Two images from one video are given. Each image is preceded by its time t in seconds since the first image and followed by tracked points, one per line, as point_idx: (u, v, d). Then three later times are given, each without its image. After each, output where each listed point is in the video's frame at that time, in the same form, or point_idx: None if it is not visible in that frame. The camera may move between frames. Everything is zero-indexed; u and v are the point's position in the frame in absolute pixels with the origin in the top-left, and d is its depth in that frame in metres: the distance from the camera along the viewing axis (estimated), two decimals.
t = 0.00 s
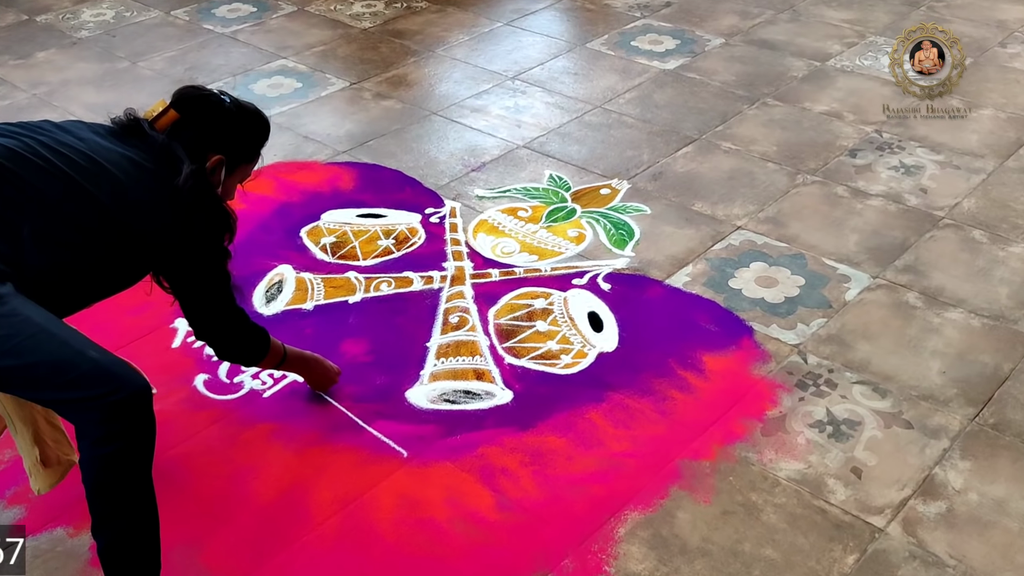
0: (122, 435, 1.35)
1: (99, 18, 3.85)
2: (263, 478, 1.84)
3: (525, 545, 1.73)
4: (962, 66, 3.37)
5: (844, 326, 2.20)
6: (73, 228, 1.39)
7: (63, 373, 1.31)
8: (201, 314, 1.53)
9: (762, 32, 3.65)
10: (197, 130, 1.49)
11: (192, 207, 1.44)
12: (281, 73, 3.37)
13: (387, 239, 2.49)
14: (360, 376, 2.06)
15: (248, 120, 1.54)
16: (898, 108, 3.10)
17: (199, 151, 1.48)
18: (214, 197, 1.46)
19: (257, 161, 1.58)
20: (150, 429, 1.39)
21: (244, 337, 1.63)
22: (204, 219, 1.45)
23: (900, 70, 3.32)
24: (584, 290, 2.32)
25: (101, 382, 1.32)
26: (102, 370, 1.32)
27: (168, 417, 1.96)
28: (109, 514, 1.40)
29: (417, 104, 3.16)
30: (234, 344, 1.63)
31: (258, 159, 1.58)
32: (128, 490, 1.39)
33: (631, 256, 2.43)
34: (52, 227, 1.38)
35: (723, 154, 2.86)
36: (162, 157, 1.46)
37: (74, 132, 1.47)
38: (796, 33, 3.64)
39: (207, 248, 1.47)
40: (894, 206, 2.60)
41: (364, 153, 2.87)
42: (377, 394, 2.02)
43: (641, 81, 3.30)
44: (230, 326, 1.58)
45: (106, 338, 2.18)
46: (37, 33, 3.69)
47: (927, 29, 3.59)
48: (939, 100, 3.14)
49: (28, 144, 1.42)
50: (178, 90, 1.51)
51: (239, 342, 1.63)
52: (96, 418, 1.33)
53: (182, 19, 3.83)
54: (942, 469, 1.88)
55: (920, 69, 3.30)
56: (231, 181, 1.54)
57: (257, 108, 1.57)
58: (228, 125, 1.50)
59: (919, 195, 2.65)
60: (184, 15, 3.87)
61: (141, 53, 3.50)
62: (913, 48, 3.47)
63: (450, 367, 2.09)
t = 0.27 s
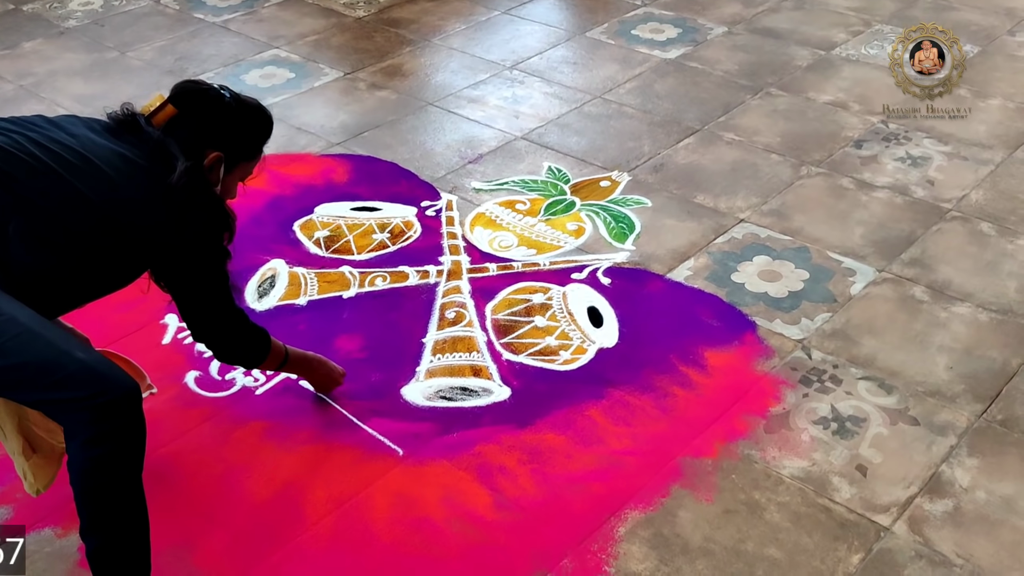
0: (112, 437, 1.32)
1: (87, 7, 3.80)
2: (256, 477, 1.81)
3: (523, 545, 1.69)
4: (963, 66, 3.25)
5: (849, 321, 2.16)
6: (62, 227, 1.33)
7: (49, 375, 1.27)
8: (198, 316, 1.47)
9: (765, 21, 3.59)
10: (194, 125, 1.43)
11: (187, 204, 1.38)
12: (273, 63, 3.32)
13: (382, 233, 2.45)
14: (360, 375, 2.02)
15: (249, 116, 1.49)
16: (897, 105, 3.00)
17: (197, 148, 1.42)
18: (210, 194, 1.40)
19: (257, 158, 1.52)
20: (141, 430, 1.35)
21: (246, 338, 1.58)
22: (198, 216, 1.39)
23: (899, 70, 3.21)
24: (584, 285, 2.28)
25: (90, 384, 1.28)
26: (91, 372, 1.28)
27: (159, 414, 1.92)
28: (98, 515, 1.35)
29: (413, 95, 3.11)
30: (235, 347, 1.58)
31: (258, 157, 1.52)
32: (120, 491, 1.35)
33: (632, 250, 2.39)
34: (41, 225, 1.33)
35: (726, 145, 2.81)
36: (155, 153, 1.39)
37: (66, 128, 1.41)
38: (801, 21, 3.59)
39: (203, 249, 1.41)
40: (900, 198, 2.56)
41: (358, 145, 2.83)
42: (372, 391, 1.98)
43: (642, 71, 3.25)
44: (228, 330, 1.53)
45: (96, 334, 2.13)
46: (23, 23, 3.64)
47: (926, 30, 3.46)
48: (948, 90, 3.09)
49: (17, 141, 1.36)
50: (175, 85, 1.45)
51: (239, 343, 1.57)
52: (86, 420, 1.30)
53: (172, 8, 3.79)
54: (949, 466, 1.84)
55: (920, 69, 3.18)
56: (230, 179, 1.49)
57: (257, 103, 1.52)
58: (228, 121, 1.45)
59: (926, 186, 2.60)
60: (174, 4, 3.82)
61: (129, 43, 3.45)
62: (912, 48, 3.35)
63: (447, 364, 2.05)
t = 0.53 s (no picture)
0: (108, 448, 1.27)
1: None
2: (247, 480, 1.75)
3: (522, 548, 1.64)
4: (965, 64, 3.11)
5: (857, 317, 2.10)
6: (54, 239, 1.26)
7: (39, 385, 1.22)
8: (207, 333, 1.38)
9: (770, 8, 3.53)
10: (196, 134, 1.32)
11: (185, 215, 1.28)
12: (264, 52, 3.26)
13: (375, 227, 2.39)
14: (370, 386, 1.91)
15: (257, 125, 1.35)
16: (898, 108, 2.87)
17: (199, 159, 1.31)
18: (212, 206, 1.29)
19: (268, 168, 1.39)
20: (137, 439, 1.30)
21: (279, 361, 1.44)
22: (198, 228, 1.29)
23: (898, 71, 3.08)
24: (584, 280, 2.22)
25: (81, 393, 1.23)
26: (82, 381, 1.23)
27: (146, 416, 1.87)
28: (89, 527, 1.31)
29: (407, 84, 3.05)
30: (262, 375, 1.43)
31: (268, 167, 1.39)
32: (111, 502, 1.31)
33: (633, 245, 2.33)
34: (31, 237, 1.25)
35: (729, 136, 2.76)
36: (155, 163, 1.31)
37: (63, 137, 1.34)
38: (807, 8, 3.52)
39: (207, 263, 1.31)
40: (909, 190, 2.50)
41: (351, 136, 2.77)
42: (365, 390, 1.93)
43: (643, 60, 3.19)
44: (254, 351, 1.39)
45: (80, 334, 2.08)
46: (8, 11, 3.59)
47: (927, 29, 3.32)
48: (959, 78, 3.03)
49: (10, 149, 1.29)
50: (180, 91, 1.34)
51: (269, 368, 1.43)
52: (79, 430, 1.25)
53: None
54: (960, 466, 1.79)
55: (920, 69, 3.05)
56: (237, 191, 1.36)
57: (269, 110, 1.39)
58: (232, 131, 1.32)
59: (936, 178, 2.54)
60: None
61: (115, 32, 3.40)
62: (913, 48, 3.21)
63: (443, 362, 2.00)
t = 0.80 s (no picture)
0: (83, 449, 1.21)
1: None
2: (234, 483, 1.70)
3: (519, 553, 1.58)
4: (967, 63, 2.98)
5: (865, 313, 2.04)
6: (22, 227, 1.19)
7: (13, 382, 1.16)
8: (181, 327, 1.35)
9: None
10: (178, 117, 1.28)
11: (162, 200, 1.23)
12: (251, 41, 3.20)
13: (367, 222, 2.33)
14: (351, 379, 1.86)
15: (241, 109, 1.33)
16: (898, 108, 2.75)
17: (180, 143, 1.28)
18: (191, 191, 1.25)
19: (251, 155, 1.37)
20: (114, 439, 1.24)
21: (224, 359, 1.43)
22: (177, 214, 1.25)
23: (897, 71, 2.94)
24: (582, 276, 2.16)
25: (56, 390, 1.18)
26: (57, 378, 1.18)
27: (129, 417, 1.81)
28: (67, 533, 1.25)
29: (400, 74, 2.99)
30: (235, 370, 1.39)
31: (251, 154, 1.37)
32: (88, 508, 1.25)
33: (634, 239, 2.27)
34: None
35: (733, 126, 2.69)
36: (132, 147, 1.26)
37: (31, 120, 1.26)
38: None
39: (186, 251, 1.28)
40: (919, 181, 2.44)
41: (341, 127, 2.71)
42: (356, 391, 1.87)
43: (644, 48, 3.12)
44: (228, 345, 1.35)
45: (62, 331, 2.02)
46: None
47: (927, 28, 3.17)
48: (969, 66, 2.96)
49: None
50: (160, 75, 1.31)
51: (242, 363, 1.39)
52: (53, 431, 1.19)
53: None
54: (972, 466, 1.72)
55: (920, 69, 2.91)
56: (217, 178, 1.33)
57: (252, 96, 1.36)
58: (216, 114, 1.30)
59: (948, 169, 2.48)
60: None
61: (97, 20, 3.33)
62: (912, 48, 3.06)
63: (437, 361, 1.94)
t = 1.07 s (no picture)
0: (37, 443, 1.18)
1: None
2: (221, 487, 1.63)
3: (518, 560, 1.51)
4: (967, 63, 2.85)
5: (875, 310, 1.98)
6: None
7: None
8: (136, 284, 1.28)
9: None
10: (130, 61, 1.21)
11: (115, 155, 1.18)
12: (238, 30, 3.14)
13: (360, 217, 2.27)
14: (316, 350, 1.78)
15: (197, 53, 1.25)
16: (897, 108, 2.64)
17: (132, 87, 1.20)
18: (143, 143, 1.20)
19: (209, 99, 1.29)
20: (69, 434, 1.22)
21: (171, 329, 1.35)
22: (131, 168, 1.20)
23: (896, 71, 2.82)
24: (583, 273, 2.09)
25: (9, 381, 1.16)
26: (10, 369, 1.16)
27: (114, 419, 1.75)
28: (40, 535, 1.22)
29: (393, 64, 2.92)
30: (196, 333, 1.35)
31: (209, 98, 1.29)
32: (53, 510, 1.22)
33: (636, 234, 2.20)
34: None
35: (739, 117, 2.62)
36: (83, 94, 1.19)
37: None
38: None
39: (140, 203, 1.22)
40: (931, 174, 2.38)
41: (332, 119, 2.64)
42: (349, 392, 1.81)
43: (645, 36, 3.05)
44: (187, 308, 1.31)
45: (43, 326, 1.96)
46: None
47: (928, 28, 3.04)
48: (981, 55, 2.90)
49: None
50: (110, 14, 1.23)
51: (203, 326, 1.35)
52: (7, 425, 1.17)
53: None
54: (986, 469, 1.66)
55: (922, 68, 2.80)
56: (173, 123, 1.26)
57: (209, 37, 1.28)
58: (169, 58, 1.22)
59: (960, 161, 2.42)
60: None
61: (80, 9, 3.27)
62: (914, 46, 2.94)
63: (432, 361, 1.88)
